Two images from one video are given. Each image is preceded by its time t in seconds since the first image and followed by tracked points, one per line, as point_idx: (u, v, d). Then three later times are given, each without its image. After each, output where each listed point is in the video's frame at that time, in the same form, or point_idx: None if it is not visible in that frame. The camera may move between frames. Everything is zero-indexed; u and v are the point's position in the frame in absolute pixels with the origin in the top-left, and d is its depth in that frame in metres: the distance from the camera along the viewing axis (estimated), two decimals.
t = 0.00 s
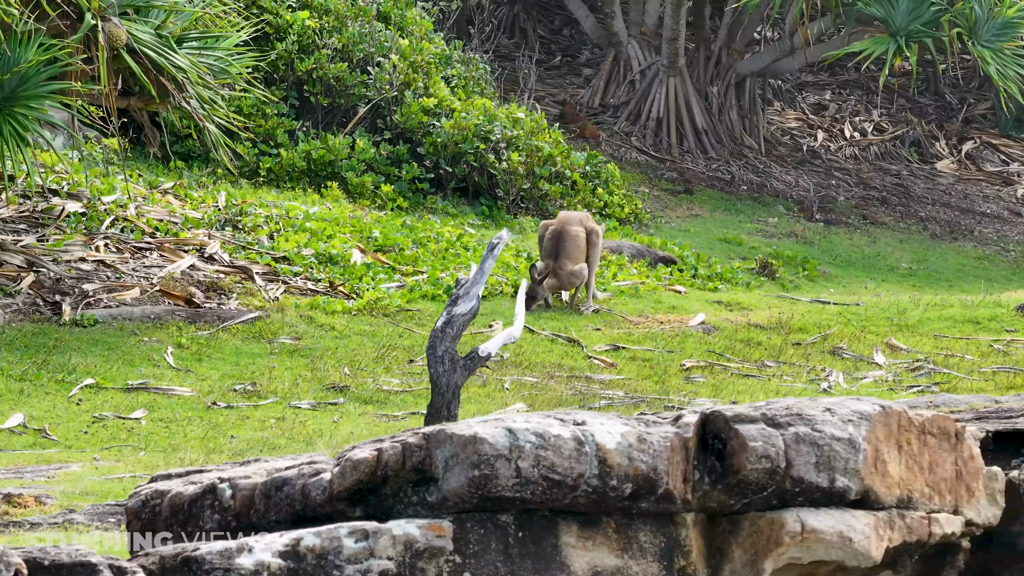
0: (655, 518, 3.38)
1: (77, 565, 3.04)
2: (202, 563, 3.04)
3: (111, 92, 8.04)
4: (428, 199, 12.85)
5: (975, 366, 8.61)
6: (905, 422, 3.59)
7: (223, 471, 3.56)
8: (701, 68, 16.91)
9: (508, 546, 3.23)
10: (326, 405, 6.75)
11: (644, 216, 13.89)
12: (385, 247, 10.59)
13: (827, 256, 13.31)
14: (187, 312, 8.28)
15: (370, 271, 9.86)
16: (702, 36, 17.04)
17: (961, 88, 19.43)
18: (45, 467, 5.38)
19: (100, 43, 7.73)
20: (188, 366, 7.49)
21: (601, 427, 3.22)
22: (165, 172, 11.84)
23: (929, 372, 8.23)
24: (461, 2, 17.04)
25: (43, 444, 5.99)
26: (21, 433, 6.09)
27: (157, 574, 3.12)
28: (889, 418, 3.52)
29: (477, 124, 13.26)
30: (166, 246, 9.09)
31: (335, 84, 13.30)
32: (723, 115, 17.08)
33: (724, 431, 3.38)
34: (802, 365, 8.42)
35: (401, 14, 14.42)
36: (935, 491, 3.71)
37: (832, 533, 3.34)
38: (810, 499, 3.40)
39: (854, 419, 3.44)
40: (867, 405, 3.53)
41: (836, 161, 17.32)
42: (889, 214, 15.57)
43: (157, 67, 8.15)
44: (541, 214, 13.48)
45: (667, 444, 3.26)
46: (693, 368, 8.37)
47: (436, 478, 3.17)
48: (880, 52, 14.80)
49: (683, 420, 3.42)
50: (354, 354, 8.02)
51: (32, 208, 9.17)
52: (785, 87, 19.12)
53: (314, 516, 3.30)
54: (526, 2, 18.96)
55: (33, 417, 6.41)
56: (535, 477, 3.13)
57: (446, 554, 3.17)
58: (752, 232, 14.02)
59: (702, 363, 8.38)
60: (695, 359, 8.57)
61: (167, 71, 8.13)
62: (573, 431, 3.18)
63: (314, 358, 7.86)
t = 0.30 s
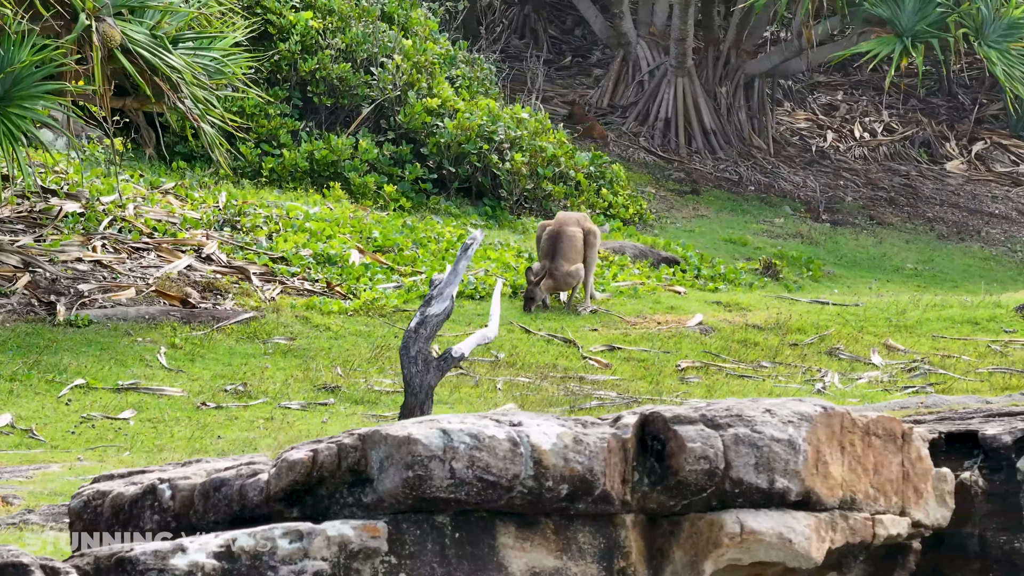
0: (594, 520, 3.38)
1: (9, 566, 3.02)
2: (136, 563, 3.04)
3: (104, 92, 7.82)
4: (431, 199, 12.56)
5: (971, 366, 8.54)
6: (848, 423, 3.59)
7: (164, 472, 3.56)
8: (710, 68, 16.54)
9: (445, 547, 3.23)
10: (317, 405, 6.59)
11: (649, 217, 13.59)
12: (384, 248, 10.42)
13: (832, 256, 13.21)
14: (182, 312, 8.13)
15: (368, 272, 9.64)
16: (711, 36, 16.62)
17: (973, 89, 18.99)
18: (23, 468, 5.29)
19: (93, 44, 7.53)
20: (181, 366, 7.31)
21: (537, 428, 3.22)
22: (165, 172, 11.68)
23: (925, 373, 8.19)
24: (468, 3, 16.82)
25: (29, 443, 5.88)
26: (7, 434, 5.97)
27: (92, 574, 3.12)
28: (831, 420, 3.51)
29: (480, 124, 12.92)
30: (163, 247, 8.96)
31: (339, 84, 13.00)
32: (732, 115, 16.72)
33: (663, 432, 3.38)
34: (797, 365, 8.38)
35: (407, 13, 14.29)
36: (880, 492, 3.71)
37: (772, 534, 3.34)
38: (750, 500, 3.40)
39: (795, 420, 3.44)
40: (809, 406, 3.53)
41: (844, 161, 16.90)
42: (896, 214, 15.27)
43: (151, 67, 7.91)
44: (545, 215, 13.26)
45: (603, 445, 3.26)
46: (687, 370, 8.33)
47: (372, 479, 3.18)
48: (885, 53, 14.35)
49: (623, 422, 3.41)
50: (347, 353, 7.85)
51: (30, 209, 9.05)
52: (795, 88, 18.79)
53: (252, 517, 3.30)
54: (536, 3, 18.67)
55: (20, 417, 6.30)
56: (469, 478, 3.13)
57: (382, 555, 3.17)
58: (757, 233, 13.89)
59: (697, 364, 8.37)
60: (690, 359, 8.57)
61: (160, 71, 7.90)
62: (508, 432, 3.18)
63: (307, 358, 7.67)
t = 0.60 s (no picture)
0: (536, 521, 3.38)
1: None
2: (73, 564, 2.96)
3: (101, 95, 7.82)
4: (435, 201, 12.52)
5: (968, 368, 8.45)
6: (792, 425, 3.58)
7: (107, 474, 3.57)
8: (719, 70, 16.47)
9: (383, 549, 3.23)
10: (307, 407, 6.46)
11: (655, 219, 13.67)
12: (384, 250, 10.38)
13: (838, 258, 13.18)
14: (178, 313, 8.09)
15: (367, 273, 9.62)
16: (721, 38, 16.41)
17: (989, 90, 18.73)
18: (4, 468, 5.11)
19: (88, 45, 7.55)
20: (174, 367, 7.25)
21: (474, 430, 3.22)
22: (169, 173, 11.69)
23: (926, 374, 8.11)
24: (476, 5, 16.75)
25: (16, 445, 5.74)
26: None
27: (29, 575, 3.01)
28: (774, 422, 3.51)
29: (485, 125, 13.07)
30: (162, 248, 8.93)
31: (344, 86, 13.04)
32: (742, 117, 16.70)
33: (603, 434, 3.37)
34: (794, 367, 8.32)
35: (412, 15, 14.43)
36: (827, 495, 3.70)
37: (713, 537, 3.34)
38: (691, 502, 3.40)
39: (736, 422, 3.43)
40: (752, 409, 3.53)
41: (855, 163, 16.91)
42: (906, 217, 15.27)
43: (147, 69, 7.93)
44: (550, 217, 13.21)
45: (542, 447, 3.26)
46: (684, 371, 8.29)
47: (309, 481, 3.17)
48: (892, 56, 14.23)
49: (563, 424, 3.41)
50: (344, 355, 7.80)
51: (29, 209, 8.97)
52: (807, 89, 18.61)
53: (192, 518, 3.30)
54: (548, 5, 18.53)
55: (10, 419, 6.14)
56: (405, 480, 3.13)
57: (319, 557, 3.17)
58: (763, 235, 13.86)
59: (694, 366, 8.32)
60: (686, 361, 8.51)
61: (156, 73, 7.90)
62: (445, 434, 3.18)
63: (301, 359, 7.63)
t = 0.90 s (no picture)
0: (478, 523, 3.38)
1: None
2: (9, 565, 2.93)
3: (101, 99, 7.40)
4: (440, 202, 12.21)
5: (967, 370, 8.43)
6: (739, 427, 3.58)
7: (49, 476, 3.57)
8: (729, 73, 16.07)
9: (323, 550, 3.24)
10: (301, 406, 6.35)
11: (662, 219, 13.43)
12: (386, 251, 10.17)
13: (845, 260, 13.02)
14: (174, 314, 7.83)
15: (368, 274, 9.38)
16: (731, 39, 16.04)
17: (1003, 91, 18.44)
18: None
19: (84, 46, 7.18)
20: (170, 368, 6.98)
21: (413, 432, 3.22)
22: (174, 175, 11.52)
23: (923, 375, 8.09)
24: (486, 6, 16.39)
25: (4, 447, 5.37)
26: None
27: None
28: (719, 423, 3.51)
29: (490, 126, 12.65)
30: (161, 249, 8.76)
31: (350, 87, 12.60)
32: (751, 118, 16.24)
33: (546, 436, 3.37)
34: (792, 369, 8.30)
35: (419, 16, 14.10)
36: (775, 496, 3.70)
37: (656, 539, 3.35)
38: (634, 504, 3.40)
39: (680, 424, 3.43)
40: (697, 410, 3.53)
41: (865, 164, 16.53)
42: (914, 217, 14.94)
43: (144, 69, 7.56)
44: (555, 218, 12.91)
45: (482, 448, 3.26)
46: (681, 372, 8.22)
47: (248, 482, 3.16)
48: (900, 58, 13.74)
49: (506, 425, 3.40)
50: (341, 356, 7.57)
51: (30, 210, 8.78)
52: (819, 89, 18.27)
53: (133, 519, 3.30)
54: (560, 5, 18.16)
55: None
56: (343, 482, 3.12)
57: (258, 558, 3.16)
58: (770, 236, 13.62)
59: (690, 367, 8.23)
60: (684, 363, 8.43)
61: (153, 73, 7.52)
62: (384, 436, 3.18)
63: (298, 360, 7.35)
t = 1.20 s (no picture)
0: (422, 525, 3.38)
1: None
2: None
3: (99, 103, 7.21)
4: (445, 204, 12.23)
5: (966, 372, 8.40)
6: (686, 430, 3.58)
7: None
8: (740, 74, 15.99)
9: (264, 553, 3.23)
10: (293, 410, 6.18)
11: (670, 222, 13.22)
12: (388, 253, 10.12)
13: (853, 261, 12.92)
14: (172, 316, 7.82)
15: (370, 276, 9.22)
16: (743, 41, 16.01)
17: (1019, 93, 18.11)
18: None
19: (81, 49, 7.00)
20: (165, 370, 6.97)
21: (354, 435, 3.22)
22: (179, 176, 11.56)
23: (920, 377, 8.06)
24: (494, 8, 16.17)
25: None
26: None
27: None
28: (665, 426, 3.51)
29: (496, 128, 12.65)
30: (161, 251, 8.70)
31: (355, 89, 12.56)
32: (762, 120, 16.07)
33: (488, 439, 3.36)
34: (790, 371, 8.26)
35: (427, 18, 13.94)
36: (724, 499, 3.70)
37: (599, 542, 3.34)
38: (578, 507, 3.40)
39: (625, 427, 3.43)
40: (643, 413, 3.52)
41: (876, 166, 16.39)
42: (923, 220, 14.78)
43: (141, 73, 7.34)
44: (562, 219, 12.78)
45: (423, 451, 3.26)
46: (678, 375, 8.17)
47: (188, 485, 3.16)
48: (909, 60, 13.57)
49: (449, 428, 3.40)
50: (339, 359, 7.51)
51: (31, 212, 8.83)
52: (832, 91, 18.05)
53: (76, 522, 3.31)
54: (573, 8, 17.89)
55: None
56: (282, 484, 3.12)
57: (198, 560, 3.16)
58: (779, 238, 13.48)
59: (688, 369, 8.20)
60: (682, 365, 8.41)
61: (150, 77, 7.30)
62: (324, 438, 3.18)
63: (294, 363, 7.29)
